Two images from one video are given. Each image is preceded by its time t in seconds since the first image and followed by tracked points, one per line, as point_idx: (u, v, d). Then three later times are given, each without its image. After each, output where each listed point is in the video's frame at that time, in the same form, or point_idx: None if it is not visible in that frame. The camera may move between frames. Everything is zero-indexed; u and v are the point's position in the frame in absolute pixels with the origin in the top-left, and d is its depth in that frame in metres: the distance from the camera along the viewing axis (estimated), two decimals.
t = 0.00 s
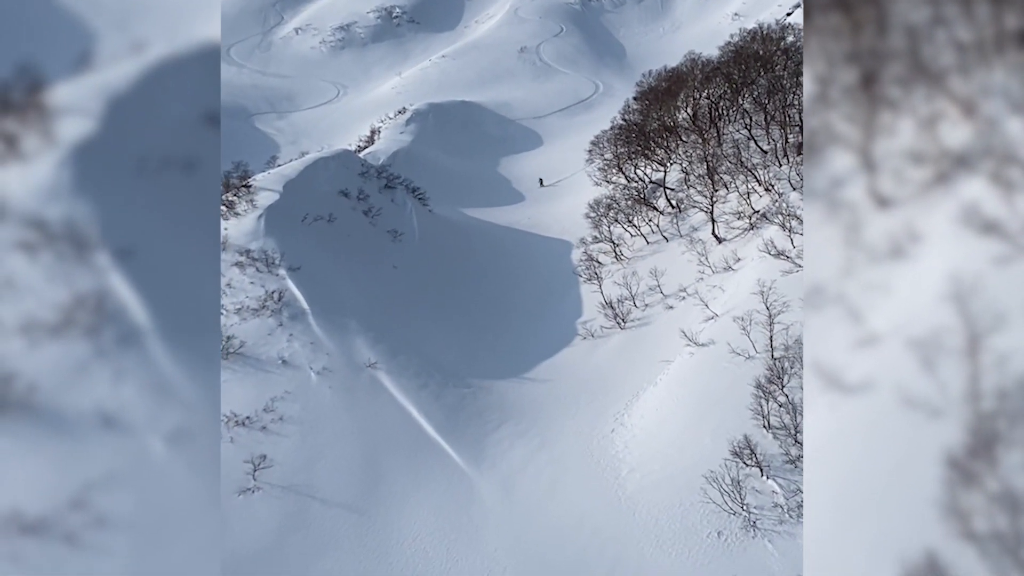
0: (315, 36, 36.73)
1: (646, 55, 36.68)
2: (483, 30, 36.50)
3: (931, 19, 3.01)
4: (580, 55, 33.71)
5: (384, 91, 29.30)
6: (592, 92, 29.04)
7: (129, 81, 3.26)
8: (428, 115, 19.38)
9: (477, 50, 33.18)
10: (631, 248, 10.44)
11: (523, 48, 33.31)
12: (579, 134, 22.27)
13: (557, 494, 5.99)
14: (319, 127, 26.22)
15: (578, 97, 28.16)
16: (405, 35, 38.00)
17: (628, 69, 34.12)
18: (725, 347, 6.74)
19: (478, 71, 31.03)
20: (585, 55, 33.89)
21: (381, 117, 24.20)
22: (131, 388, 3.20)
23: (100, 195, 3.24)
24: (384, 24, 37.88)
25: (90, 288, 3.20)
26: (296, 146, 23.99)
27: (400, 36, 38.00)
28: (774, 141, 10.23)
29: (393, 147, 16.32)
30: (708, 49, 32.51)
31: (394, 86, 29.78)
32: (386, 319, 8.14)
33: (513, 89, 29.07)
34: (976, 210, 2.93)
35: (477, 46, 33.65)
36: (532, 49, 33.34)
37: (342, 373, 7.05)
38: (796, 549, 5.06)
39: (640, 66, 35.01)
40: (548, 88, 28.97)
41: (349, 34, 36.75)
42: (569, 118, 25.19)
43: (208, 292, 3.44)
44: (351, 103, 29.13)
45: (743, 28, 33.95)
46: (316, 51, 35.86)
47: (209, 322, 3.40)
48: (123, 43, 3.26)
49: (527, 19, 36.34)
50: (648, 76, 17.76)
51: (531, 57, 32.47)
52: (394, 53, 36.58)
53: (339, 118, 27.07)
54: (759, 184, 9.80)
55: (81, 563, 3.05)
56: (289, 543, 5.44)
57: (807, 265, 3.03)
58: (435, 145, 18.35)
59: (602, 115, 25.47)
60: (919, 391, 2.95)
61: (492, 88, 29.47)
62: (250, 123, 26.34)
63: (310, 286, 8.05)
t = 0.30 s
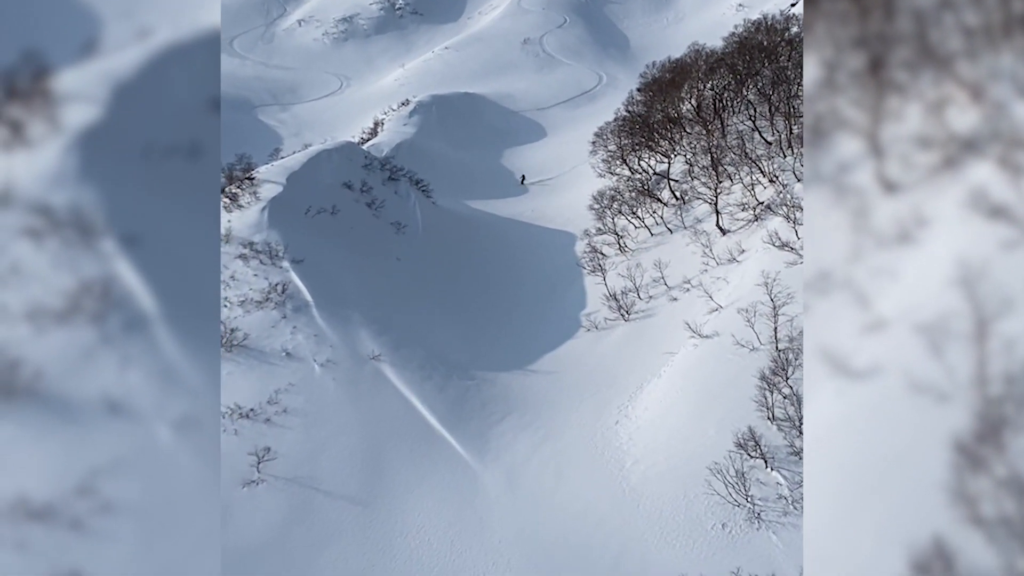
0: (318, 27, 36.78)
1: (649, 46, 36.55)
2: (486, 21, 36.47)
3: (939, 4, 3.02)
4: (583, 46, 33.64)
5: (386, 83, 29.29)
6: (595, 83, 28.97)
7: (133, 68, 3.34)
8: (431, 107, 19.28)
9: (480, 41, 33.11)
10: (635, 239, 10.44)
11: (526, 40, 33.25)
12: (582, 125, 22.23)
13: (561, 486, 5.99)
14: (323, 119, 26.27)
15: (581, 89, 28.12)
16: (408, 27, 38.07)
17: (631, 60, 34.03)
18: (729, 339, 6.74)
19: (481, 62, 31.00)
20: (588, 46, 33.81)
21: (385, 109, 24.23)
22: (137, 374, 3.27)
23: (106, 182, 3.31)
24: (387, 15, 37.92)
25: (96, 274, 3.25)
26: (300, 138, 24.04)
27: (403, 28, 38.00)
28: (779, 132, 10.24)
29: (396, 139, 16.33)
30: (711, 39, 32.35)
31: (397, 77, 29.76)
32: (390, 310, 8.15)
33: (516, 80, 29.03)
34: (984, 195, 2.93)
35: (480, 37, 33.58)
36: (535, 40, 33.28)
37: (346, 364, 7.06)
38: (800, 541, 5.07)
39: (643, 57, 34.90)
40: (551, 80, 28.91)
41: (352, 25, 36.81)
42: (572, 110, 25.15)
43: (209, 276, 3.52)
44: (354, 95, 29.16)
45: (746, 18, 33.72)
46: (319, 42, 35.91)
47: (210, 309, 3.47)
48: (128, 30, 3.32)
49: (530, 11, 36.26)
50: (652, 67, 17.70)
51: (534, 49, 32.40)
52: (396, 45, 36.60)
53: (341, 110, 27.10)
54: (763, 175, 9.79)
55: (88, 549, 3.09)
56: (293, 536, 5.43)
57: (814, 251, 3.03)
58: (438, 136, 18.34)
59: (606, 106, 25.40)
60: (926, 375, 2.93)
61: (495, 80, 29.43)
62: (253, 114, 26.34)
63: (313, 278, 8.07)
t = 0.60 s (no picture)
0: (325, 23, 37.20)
1: (653, 40, 36.59)
2: (491, 16, 36.67)
3: None
4: (587, 41, 33.74)
5: (392, 78, 29.50)
6: (599, 78, 29.07)
7: (149, 55, 3.54)
8: (438, 102, 19.47)
9: (484, 36, 33.21)
10: (637, 231, 10.55)
11: (531, 34, 33.40)
12: (587, 119, 22.37)
13: (564, 476, 6.07)
14: (330, 114, 26.53)
15: (584, 83, 28.23)
16: (415, 22, 38.38)
17: (635, 54, 34.08)
18: (730, 329, 6.85)
19: (486, 56, 31.16)
20: (592, 41, 33.90)
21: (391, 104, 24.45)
22: (151, 357, 3.43)
23: (121, 170, 3.45)
24: (393, 11, 38.27)
25: (112, 260, 3.40)
26: (308, 132, 24.31)
27: (408, 23, 38.24)
28: (778, 125, 10.31)
29: (404, 133, 16.55)
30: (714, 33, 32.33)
31: (404, 72, 29.93)
32: (397, 303, 8.30)
33: (520, 75, 29.16)
34: (983, 179, 3.01)
35: (485, 32, 33.69)
36: (539, 35, 33.41)
37: (354, 354, 7.22)
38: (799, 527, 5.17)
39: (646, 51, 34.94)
40: (555, 74, 29.03)
41: (359, 20, 37.08)
42: (576, 104, 25.28)
43: (211, 260, 3.69)
44: (360, 90, 29.41)
45: (747, 11, 33.52)
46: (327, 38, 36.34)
47: (212, 290, 3.67)
48: (144, 18, 3.54)
49: (534, 6, 36.36)
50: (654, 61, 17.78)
51: (538, 43, 32.53)
52: (403, 41, 36.87)
53: (348, 104, 27.36)
54: (763, 169, 9.85)
55: (103, 527, 3.24)
56: (302, 522, 5.54)
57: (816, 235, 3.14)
58: (444, 129, 18.53)
59: (611, 100, 25.50)
60: (926, 357, 3.02)
61: (500, 75, 29.59)
62: (260, 109, 26.56)
63: (320, 270, 8.24)
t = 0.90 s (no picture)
0: (331, 19, 37.71)
1: (654, 36, 36.62)
2: (494, 12, 36.78)
3: None
4: (589, 37, 33.81)
5: (396, 73, 29.62)
6: (601, 74, 29.12)
7: (158, 44, 3.78)
8: (441, 96, 19.47)
9: (486, 32, 33.30)
10: (639, 224, 10.65)
11: (533, 30, 33.46)
12: (589, 114, 22.44)
13: (564, 467, 6.13)
14: (334, 110, 26.68)
15: (586, 78, 28.30)
16: (419, 18, 38.48)
17: (636, 51, 34.16)
18: (730, 320, 6.93)
19: (488, 52, 31.24)
20: (594, 37, 33.95)
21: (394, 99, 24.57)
22: (162, 341, 3.58)
23: (132, 159, 3.64)
24: (397, 7, 38.50)
25: (124, 245, 3.55)
26: (313, 127, 24.51)
27: (413, 19, 38.44)
28: (778, 119, 10.38)
29: (408, 126, 16.67)
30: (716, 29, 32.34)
31: (408, 67, 30.03)
32: (400, 293, 8.43)
33: (523, 70, 29.25)
34: (983, 167, 3.26)
35: (489, 27, 33.78)
36: (541, 30, 33.47)
37: (360, 345, 7.34)
38: (798, 515, 5.23)
39: (648, 47, 34.98)
40: (557, 70, 29.10)
41: (365, 16, 37.60)
42: (578, 99, 25.36)
43: (213, 245, 3.86)
44: (364, 85, 29.58)
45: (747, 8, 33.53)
46: (332, 33, 36.70)
47: (216, 278, 3.85)
48: (155, 9, 3.79)
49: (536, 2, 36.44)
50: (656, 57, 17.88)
51: (541, 39, 32.59)
52: (407, 37, 37.03)
53: (352, 100, 27.54)
54: (763, 162, 9.91)
55: (114, 511, 3.35)
56: (309, 510, 5.62)
57: (818, 219, 3.39)
58: (449, 124, 18.64)
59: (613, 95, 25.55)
60: (925, 342, 3.25)
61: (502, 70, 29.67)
62: (267, 103, 26.79)
63: (327, 262, 8.40)
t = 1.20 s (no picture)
0: (334, 11, 38.02)
1: (656, 30, 36.58)
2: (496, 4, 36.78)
3: None
4: (591, 30, 33.78)
5: (398, 66, 29.66)
6: (603, 66, 29.11)
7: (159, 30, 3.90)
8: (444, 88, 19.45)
9: (489, 24, 33.27)
10: (640, 216, 10.68)
11: (535, 23, 33.42)
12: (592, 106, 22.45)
13: (565, 460, 6.12)
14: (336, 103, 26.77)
15: (588, 71, 28.28)
16: (422, 9, 38.43)
17: (638, 44, 34.15)
18: (732, 312, 6.93)
19: (490, 45, 31.20)
20: (596, 30, 33.91)
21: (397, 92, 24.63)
22: (165, 328, 3.65)
23: (137, 146, 3.75)
24: None
25: (127, 232, 3.63)
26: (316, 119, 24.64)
27: (417, 12, 38.47)
28: (780, 112, 10.36)
29: (411, 119, 16.71)
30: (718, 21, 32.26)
31: (410, 59, 30.05)
32: (402, 286, 8.46)
33: (524, 63, 29.23)
34: (986, 153, 3.25)
35: (491, 19, 33.72)
36: (543, 24, 33.45)
37: (362, 338, 7.35)
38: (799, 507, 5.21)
39: (650, 40, 34.93)
40: (559, 62, 29.07)
41: (365, 7, 37.46)
42: (581, 92, 25.35)
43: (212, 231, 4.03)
44: (366, 78, 29.65)
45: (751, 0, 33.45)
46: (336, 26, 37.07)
47: (215, 263, 4.01)
48: None
49: None
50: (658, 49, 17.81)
51: (542, 32, 32.55)
52: (409, 30, 37.07)
53: (354, 93, 27.60)
54: (764, 154, 9.91)
55: (116, 496, 3.39)
56: (312, 501, 5.63)
57: (822, 207, 3.40)
58: (452, 116, 18.67)
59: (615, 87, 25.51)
60: (928, 328, 3.24)
61: (504, 62, 29.64)
62: (271, 95, 26.93)
63: (329, 253, 8.42)
